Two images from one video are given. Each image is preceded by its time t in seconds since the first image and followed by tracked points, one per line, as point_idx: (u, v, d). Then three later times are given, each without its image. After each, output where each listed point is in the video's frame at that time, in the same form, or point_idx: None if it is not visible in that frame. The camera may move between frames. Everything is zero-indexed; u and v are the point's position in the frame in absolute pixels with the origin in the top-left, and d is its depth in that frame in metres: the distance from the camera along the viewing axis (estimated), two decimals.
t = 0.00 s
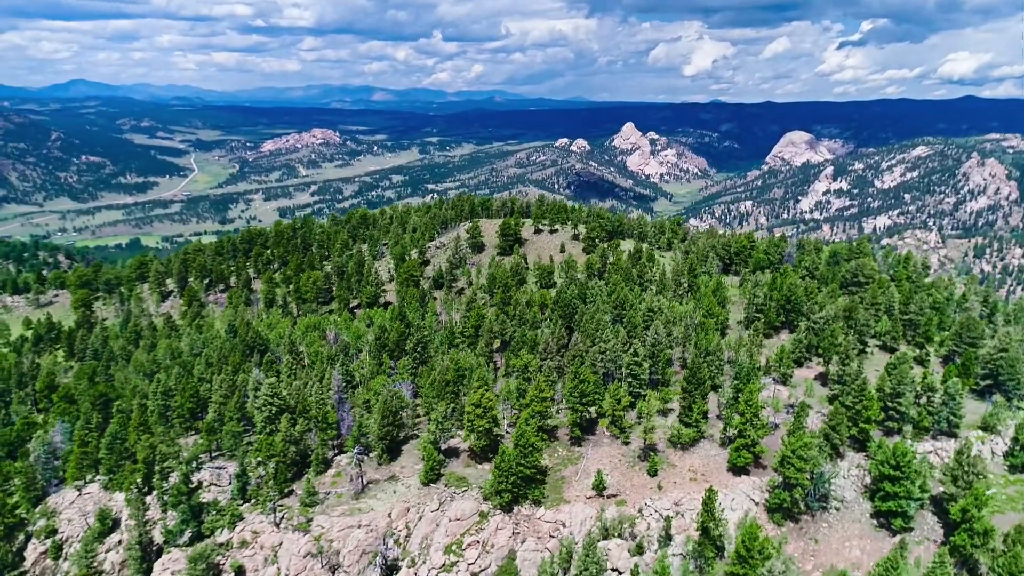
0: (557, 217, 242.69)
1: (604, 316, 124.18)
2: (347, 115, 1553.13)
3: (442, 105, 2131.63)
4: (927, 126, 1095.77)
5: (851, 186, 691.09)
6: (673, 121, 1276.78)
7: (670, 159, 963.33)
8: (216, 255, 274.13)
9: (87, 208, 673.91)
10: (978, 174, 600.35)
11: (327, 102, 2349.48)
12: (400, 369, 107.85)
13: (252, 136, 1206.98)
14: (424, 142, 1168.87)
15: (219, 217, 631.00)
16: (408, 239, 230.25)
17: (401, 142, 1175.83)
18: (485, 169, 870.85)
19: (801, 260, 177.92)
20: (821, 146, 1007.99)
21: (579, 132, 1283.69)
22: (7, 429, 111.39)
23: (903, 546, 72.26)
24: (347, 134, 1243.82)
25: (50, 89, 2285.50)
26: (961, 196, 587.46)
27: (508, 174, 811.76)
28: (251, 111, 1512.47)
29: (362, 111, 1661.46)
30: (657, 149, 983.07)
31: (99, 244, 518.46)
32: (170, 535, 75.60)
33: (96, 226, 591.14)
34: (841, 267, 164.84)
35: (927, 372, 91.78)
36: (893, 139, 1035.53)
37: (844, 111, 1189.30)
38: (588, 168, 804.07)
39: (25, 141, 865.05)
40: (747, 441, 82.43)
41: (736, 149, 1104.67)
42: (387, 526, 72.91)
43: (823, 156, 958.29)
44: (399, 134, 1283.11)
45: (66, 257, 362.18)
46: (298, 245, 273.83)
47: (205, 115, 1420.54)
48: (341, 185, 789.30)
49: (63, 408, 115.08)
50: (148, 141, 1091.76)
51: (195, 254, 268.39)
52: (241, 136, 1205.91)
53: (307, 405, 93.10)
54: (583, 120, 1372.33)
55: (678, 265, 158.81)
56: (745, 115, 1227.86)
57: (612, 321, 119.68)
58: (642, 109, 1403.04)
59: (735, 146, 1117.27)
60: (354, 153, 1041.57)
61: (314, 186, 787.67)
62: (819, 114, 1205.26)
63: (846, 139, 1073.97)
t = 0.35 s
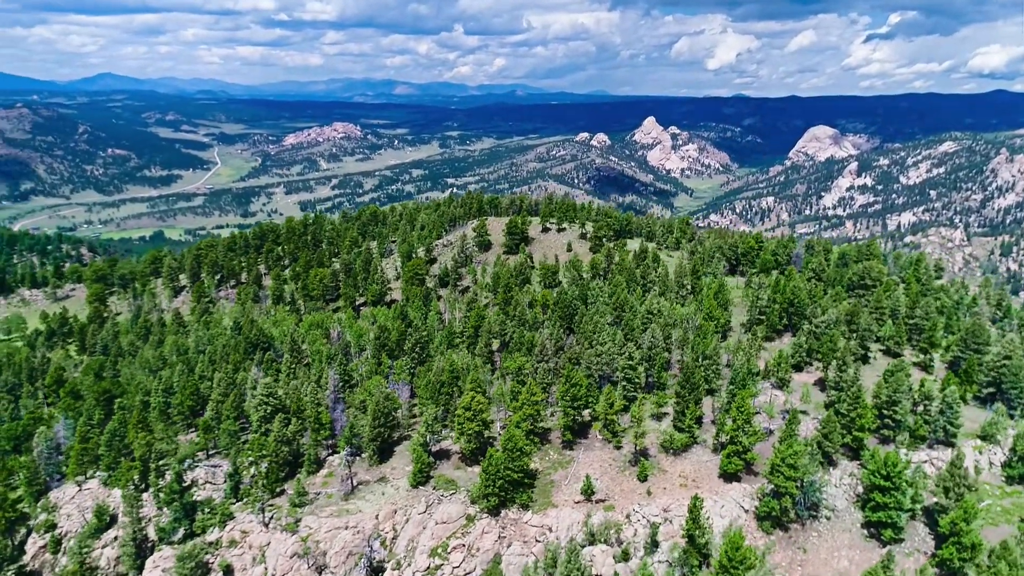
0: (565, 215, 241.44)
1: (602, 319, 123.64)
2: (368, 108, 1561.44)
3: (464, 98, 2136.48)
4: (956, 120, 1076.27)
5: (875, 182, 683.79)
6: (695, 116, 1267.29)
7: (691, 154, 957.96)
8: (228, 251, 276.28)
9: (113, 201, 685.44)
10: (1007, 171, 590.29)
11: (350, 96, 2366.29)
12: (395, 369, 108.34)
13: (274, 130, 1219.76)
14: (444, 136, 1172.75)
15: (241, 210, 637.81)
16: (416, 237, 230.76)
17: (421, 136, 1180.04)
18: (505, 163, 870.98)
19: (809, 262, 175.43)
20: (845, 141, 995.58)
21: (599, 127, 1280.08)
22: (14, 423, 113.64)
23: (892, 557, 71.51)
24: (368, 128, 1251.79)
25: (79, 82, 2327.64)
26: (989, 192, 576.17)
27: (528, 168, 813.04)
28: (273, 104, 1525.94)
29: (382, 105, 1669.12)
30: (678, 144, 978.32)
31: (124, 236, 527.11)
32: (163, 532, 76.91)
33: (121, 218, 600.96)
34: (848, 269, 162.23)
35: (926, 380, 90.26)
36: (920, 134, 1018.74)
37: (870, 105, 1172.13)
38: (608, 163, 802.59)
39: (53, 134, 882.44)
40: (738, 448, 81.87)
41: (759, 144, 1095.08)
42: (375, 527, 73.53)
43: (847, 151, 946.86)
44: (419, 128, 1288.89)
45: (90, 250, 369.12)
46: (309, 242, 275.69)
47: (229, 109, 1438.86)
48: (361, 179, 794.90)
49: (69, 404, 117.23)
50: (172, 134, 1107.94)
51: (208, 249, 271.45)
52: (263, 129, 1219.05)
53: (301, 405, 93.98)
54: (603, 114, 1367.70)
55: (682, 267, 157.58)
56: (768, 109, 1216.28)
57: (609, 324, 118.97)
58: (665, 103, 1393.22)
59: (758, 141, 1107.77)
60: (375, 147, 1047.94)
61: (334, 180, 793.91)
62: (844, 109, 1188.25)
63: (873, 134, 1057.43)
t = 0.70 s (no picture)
0: (574, 214, 239.89)
1: (601, 321, 123.20)
2: (390, 102, 1568.88)
3: (486, 92, 2137.65)
4: (987, 115, 1052.75)
5: (901, 178, 673.51)
6: (718, 110, 1256.63)
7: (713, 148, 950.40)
8: (240, 247, 279.78)
9: (138, 193, 696.81)
10: None
11: (373, 90, 2379.47)
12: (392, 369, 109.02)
13: (297, 123, 1230.54)
14: (465, 130, 1174.92)
15: (263, 203, 643.91)
16: (424, 235, 231.06)
17: (443, 130, 1182.97)
18: (525, 157, 870.69)
19: (817, 265, 172.98)
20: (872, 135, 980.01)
21: (621, 121, 1274.78)
22: (21, 418, 115.82)
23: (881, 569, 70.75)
24: (390, 121, 1257.52)
25: (107, 77, 2367.05)
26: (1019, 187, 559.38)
27: (549, 163, 813.02)
28: (295, 98, 1539.07)
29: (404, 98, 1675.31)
30: (701, 138, 971.17)
31: (149, 228, 535.61)
32: (157, 530, 78.30)
33: (146, 210, 610.19)
34: (857, 272, 159.59)
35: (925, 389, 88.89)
36: (949, 128, 998.55)
37: (898, 99, 1150.25)
38: (630, 158, 799.60)
39: (81, 128, 900.07)
40: (730, 454, 81.28)
41: (783, 139, 1083.19)
42: (362, 529, 74.11)
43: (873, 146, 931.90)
44: (441, 121, 1293.13)
45: (113, 243, 375.16)
46: (319, 239, 277.35)
47: (253, 102, 1453.69)
48: (381, 173, 799.03)
49: (75, 399, 119.42)
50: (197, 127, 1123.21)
51: (220, 245, 274.10)
52: (287, 123, 1230.58)
53: (296, 405, 94.79)
54: (626, 108, 1361.57)
55: (686, 269, 156.11)
56: (793, 103, 1202.01)
57: (607, 327, 118.61)
58: (687, 97, 1381.60)
59: (782, 135, 1095.84)
60: (396, 140, 1052.80)
61: (355, 174, 798.74)
62: (872, 102, 1168.23)
63: (900, 128, 1039.67)
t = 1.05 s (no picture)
0: (583, 211, 238.33)
1: (600, 323, 122.79)
2: (412, 96, 1573.47)
3: (508, 86, 2138.09)
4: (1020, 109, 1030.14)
5: (928, 174, 664.27)
6: (742, 105, 1244.92)
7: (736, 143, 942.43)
8: (252, 243, 282.06)
9: (163, 186, 707.07)
10: None
11: (396, 83, 2394.29)
12: (389, 370, 109.76)
13: (320, 117, 1239.90)
14: (486, 124, 1175.79)
15: (285, 196, 649.96)
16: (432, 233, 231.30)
17: (464, 124, 1184.66)
18: (546, 152, 869.65)
19: (825, 266, 170.52)
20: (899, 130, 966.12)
21: (643, 115, 1268.30)
22: (28, 413, 118.18)
23: None
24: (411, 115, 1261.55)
25: (134, 71, 2401.86)
26: None
27: (570, 157, 812.01)
28: (318, 92, 1549.21)
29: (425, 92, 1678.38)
30: (723, 133, 963.48)
31: (173, 221, 542.54)
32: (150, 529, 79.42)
33: (171, 203, 618.74)
34: (865, 274, 157.27)
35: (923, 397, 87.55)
36: (979, 123, 979.17)
37: (928, 93, 1130.68)
38: (651, 153, 795.81)
39: (108, 121, 915.88)
40: (722, 460, 80.73)
41: (808, 133, 1070.49)
42: (350, 530, 74.77)
43: (899, 140, 917.66)
44: (462, 115, 1296.06)
45: (135, 236, 380.52)
46: (328, 235, 278.34)
47: (276, 96, 1465.69)
48: (403, 166, 802.72)
49: (82, 394, 121.85)
50: (222, 121, 1136.89)
51: (233, 241, 276.51)
52: (310, 117, 1240.73)
53: (293, 404, 95.85)
54: (648, 102, 1353.29)
55: (689, 270, 154.73)
56: (819, 98, 1187.11)
57: (606, 329, 118.15)
58: (710, 91, 1369.33)
59: (807, 130, 1083.29)
60: (418, 134, 1056.90)
61: (376, 167, 802.95)
62: (900, 96, 1148.06)
63: (928, 123, 1021.00)
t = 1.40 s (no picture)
0: (592, 210, 236.81)
1: (600, 326, 122.20)
2: (433, 90, 1577.14)
3: (530, 80, 2133.59)
4: None
5: (956, 170, 653.20)
6: (767, 99, 1231.83)
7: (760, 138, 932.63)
8: (265, 239, 284.05)
9: (187, 179, 715.97)
10: None
11: (418, 77, 2401.46)
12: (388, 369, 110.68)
13: (343, 110, 1248.02)
14: (508, 118, 1174.73)
15: (307, 190, 655.86)
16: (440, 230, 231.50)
17: (485, 118, 1183.98)
18: (567, 146, 866.98)
19: (834, 268, 167.60)
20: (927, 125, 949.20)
21: (665, 109, 1258.55)
22: (37, 407, 120.68)
23: None
24: (432, 109, 1264.74)
25: (160, 65, 2435.80)
26: None
27: (591, 152, 809.64)
28: (340, 86, 1558.54)
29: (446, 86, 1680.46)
30: (747, 128, 954.10)
31: (197, 214, 549.08)
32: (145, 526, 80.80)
33: (195, 196, 627.15)
34: (874, 278, 154.46)
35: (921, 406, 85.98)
36: (1011, 118, 958.00)
37: (958, 86, 1107.64)
38: (673, 147, 790.71)
39: (134, 114, 929.97)
40: (712, 468, 80.10)
41: (834, 128, 1055.96)
42: (339, 531, 75.50)
43: (928, 135, 901.59)
44: (484, 109, 1296.56)
45: (157, 230, 385.25)
46: (336, 232, 279.55)
47: (298, 89, 1477.76)
48: (423, 160, 805.37)
49: (89, 389, 124.10)
50: (245, 114, 1148.17)
51: (243, 238, 278.88)
52: (332, 110, 1249.20)
53: (288, 404, 96.61)
54: (671, 96, 1343.50)
55: (694, 273, 153.14)
56: (845, 92, 1170.42)
57: (605, 332, 117.65)
58: (734, 85, 1354.89)
59: (833, 124, 1068.88)
60: (439, 128, 1059.71)
61: (397, 161, 806.49)
62: (930, 91, 1126.80)
63: (958, 118, 1000.72)
